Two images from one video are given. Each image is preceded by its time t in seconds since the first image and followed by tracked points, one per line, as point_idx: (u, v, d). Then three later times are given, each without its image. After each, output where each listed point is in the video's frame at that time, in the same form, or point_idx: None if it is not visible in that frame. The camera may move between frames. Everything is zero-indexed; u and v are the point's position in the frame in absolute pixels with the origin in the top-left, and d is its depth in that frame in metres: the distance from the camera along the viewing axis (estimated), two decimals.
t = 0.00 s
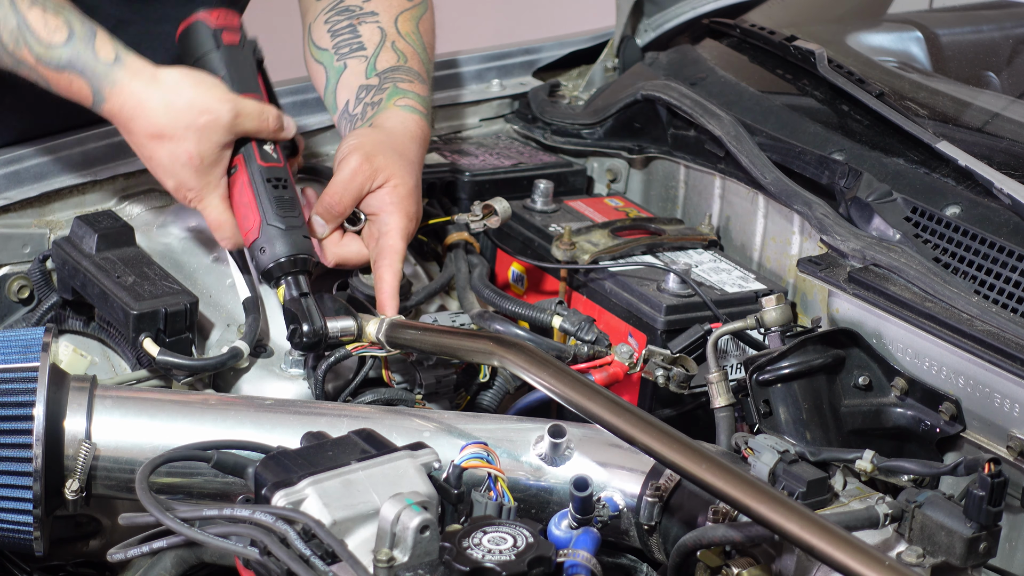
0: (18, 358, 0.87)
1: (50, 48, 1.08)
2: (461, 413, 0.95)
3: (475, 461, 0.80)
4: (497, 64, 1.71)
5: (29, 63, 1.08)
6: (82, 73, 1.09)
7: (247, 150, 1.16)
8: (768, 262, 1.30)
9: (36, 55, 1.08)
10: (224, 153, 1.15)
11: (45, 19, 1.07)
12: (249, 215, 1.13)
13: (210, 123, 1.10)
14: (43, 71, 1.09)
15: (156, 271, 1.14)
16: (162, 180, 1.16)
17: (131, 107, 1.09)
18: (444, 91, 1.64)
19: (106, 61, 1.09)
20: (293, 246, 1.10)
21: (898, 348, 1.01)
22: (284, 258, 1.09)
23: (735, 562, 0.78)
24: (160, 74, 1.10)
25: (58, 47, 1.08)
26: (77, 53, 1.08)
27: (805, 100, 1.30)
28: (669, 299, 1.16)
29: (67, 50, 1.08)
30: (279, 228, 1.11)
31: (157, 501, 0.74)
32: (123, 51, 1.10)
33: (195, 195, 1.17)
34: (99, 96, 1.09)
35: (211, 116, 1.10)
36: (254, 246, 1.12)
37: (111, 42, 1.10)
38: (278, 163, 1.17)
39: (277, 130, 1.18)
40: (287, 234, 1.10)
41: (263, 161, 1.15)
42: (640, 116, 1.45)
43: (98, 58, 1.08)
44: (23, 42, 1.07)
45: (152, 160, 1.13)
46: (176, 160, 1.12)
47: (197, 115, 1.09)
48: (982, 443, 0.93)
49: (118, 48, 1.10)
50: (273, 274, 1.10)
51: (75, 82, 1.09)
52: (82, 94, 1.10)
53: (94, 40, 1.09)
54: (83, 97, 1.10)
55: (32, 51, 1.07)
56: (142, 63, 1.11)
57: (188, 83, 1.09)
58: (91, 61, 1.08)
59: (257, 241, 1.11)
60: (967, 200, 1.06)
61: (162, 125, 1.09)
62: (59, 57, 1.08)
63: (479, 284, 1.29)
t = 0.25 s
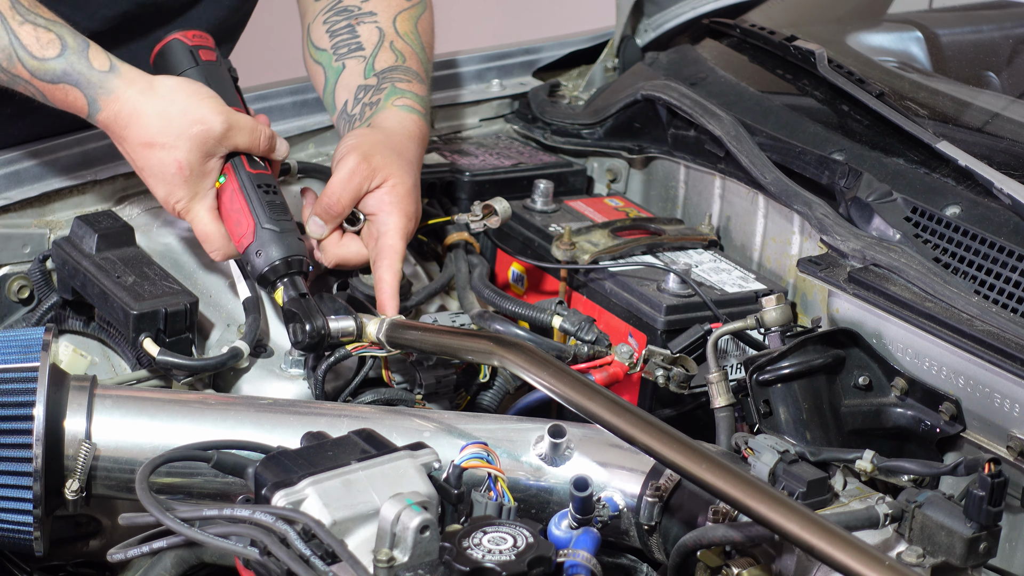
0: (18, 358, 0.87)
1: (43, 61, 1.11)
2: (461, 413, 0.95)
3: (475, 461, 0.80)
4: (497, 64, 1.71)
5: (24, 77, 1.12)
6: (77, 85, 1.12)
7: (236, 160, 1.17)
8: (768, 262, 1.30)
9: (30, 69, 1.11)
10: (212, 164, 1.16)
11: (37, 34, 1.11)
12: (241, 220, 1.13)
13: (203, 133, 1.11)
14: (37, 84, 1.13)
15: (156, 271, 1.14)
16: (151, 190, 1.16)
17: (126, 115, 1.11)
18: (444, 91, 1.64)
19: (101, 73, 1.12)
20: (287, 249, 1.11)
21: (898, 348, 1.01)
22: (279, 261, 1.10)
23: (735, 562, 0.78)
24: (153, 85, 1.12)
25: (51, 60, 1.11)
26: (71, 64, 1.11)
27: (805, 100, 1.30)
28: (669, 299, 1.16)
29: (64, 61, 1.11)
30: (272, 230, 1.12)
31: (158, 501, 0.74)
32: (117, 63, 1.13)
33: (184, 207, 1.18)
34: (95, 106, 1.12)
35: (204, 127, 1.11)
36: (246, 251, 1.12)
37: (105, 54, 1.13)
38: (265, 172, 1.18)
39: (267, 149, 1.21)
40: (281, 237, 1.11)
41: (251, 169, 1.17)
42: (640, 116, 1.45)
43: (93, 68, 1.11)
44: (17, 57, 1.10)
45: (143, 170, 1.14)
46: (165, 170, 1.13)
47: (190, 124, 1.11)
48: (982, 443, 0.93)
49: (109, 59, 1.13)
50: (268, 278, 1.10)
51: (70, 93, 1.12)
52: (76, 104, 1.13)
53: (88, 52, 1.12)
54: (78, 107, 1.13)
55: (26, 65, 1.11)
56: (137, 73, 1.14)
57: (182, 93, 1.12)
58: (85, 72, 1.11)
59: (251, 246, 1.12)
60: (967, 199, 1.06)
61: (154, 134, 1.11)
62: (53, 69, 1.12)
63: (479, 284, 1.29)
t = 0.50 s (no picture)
0: (18, 358, 0.87)
1: (35, 72, 1.11)
2: (461, 413, 0.95)
3: (475, 461, 0.80)
4: (497, 64, 1.71)
5: (16, 87, 1.12)
6: (69, 95, 1.12)
7: (227, 167, 1.17)
8: (768, 262, 1.30)
9: (22, 80, 1.11)
10: (204, 171, 1.16)
11: (29, 44, 1.11)
12: (234, 226, 1.13)
13: (193, 142, 1.11)
14: (30, 94, 1.13)
15: (156, 271, 1.14)
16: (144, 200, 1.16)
17: (118, 125, 1.11)
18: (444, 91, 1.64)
19: (92, 83, 1.12)
20: (281, 252, 1.10)
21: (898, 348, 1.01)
22: (273, 264, 1.10)
23: (735, 562, 0.78)
24: (144, 96, 1.12)
25: (43, 70, 1.11)
26: (63, 75, 1.12)
27: (805, 100, 1.30)
28: (669, 299, 1.16)
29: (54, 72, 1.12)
30: (266, 234, 1.11)
31: (158, 501, 0.74)
32: (108, 73, 1.13)
33: (178, 216, 1.17)
34: (86, 116, 1.12)
35: (195, 135, 1.11)
36: (240, 255, 1.12)
37: (96, 66, 1.13)
38: (257, 177, 1.18)
39: (259, 156, 1.21)
40: (274, 241, 1.11)
41: (242, 175, 1.17)
42: (640, 116, 1.45)
43: (85, 79, 1.12)
44: (9, 67, 1.10)
45: (134, 181, 1.14)
46: (157, 179, 1.13)
47: (180, 133, 1.11)
48: (982, 443, 0.93)
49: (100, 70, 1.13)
50: (263, 282, 1.10)
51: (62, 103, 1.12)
52: (68, 115, 1.13)
53: (80, 63, 1.13)
54: (70, 118, 1.13)
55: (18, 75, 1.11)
56: (128, 85, 1.14)
57: (172, 103, 1.12)
58: (78, 81, 1.11)
59: (244, 250, 1.11)
60: (967, 200, 1.06)
61: (144, 144, 1.11)
62: (46, 80, 1.12)
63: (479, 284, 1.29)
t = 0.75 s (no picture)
0: (19, 358, 0.87)
1: (22, 82, 1.12)
2: (461, 413, 0.95)
3: (476, 461, 0.80)
4: (497, 64, 1.71)
5: (4, 99, 1.12)
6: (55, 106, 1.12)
7: (219, 173, 1.16)
8: (768, 262, 1.30)
9: (9, 91, 1.12)
10: (196, 177, 1.15)
11: (16, 56, 1.13)
12: (229, 230, 1.12)
13: (184, 147, 1.11)
14: (17, 106, 1.13)
15: (156, 271, 1.14)
16: (135, 210, 1.14)
17: (106, 132, 1.11)
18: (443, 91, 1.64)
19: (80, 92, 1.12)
20: (276, 253, 1.10)
21: (898, 348, 1.01)
22: (268, 265, 1.09)
23: (735, 562, 0.78)
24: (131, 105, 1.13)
25: (29, 80, 1.12)
26: (50, 84, 1.12)
27: (805, 101, 1.30)
28: (669, 299, 1.16)
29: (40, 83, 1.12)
30: (261, 236, 1.11)
31: (158, 501, 0.74)
32: (95, 83, 1.14)
33: (172, 223, 1.16)
34: (73, 125, 1.11)
35: (184, 138, 1.11)
36: (236, 258, 1.11)
37: (83, 76, 1.14)
38: (249, 182, 1.18)
39: (249, 160, 1.20)
40: (269, 243, 1.11)
41: (234, 179, 1.16)
42: (640, 116, 1.45)
43: (71, 87, 1.12)
44: None
45: (124, 191, 1.12)
46: (149, 186, 1.11)
47: (170, 137, 1.11)
48: (982, 443, 0.93)
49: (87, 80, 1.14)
50: (259, 284, 1.10)
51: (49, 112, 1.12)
52: (54, 125, 1.13)
53: (66, 72, 1.13)
54: (57, 128, 1.13)
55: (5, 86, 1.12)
56: (114, 94, 1.14)
57: (160, 109, 1.12)
58: (65, 90, 1.12)
59: (241, 254, 1.11)
60: (967, 199, 1.06)
61: (135, 151, 1.10)
62: (32, 90, 1.12)
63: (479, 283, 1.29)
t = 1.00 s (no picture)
0: (20, 358, 0.87)
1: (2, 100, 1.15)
2: (461, 413, 0.95)
3: (476, 461, 0.80)
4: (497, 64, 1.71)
5: None
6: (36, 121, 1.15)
7: (206, 178, 1.17)
8: (768, 262, 1.30)
9: None
10: (184, 184, 1.16)
11: None
12: (219, 235, 1.12)
13: (168, 153, 1.14)
14: None
15: (156, 271, 1.14)
16: (125, 222, 1.14)
17: (89, 145, 1.14)
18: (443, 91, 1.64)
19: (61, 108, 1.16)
20: (270, 256, 1.09)
21: (898, 348, 1.01)
22: (263, 269, 1.08)
23: (735, 562, 0.78)
24: (113, 117, 1.16)
25: (9, 97, 1.15)
26: (29, 100, 1.15)
27: (805, 101, 1.30)
28: (669, 299, 1.16)
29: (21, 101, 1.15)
30: (253, 240, 1.10)
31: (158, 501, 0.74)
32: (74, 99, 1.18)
33: (161, 232, 1.15)
34: (55, 140, 1.15)
35: (167, 145, 1.14)
36: (229, 263, 1.11)
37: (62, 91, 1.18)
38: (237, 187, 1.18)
39: (235, 163, 1.21)
40: (263, 246, 1.10)
41: (223, 184, 1.17)
42: (640, 116, 1.45)
43: (51, 102, 1.16)
44: None
45: (112, 204, 1.14)
46: (136, 196, 1.13)
47: (153, 145, 1.14)
48: (982, 443, 0.93)
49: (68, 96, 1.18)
50: (256, 288, 1.09)
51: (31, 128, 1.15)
52: (36, 141, 1.15)
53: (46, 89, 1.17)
54: (38, 144, 1.15)
55: None
56: (95, 108, 1.18)
57: (143, 119, 1.16)
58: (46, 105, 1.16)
59: (233, 258, 1.10)
60: (966, 199, 1.06)
61: (119, 161, 1.13)
62: (12, 106, 1.15)
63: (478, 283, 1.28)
